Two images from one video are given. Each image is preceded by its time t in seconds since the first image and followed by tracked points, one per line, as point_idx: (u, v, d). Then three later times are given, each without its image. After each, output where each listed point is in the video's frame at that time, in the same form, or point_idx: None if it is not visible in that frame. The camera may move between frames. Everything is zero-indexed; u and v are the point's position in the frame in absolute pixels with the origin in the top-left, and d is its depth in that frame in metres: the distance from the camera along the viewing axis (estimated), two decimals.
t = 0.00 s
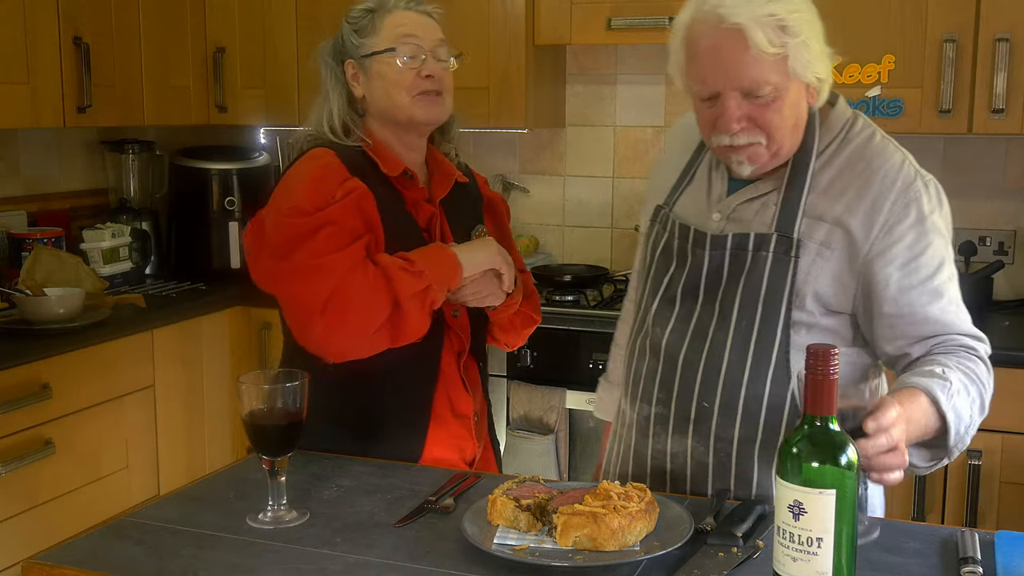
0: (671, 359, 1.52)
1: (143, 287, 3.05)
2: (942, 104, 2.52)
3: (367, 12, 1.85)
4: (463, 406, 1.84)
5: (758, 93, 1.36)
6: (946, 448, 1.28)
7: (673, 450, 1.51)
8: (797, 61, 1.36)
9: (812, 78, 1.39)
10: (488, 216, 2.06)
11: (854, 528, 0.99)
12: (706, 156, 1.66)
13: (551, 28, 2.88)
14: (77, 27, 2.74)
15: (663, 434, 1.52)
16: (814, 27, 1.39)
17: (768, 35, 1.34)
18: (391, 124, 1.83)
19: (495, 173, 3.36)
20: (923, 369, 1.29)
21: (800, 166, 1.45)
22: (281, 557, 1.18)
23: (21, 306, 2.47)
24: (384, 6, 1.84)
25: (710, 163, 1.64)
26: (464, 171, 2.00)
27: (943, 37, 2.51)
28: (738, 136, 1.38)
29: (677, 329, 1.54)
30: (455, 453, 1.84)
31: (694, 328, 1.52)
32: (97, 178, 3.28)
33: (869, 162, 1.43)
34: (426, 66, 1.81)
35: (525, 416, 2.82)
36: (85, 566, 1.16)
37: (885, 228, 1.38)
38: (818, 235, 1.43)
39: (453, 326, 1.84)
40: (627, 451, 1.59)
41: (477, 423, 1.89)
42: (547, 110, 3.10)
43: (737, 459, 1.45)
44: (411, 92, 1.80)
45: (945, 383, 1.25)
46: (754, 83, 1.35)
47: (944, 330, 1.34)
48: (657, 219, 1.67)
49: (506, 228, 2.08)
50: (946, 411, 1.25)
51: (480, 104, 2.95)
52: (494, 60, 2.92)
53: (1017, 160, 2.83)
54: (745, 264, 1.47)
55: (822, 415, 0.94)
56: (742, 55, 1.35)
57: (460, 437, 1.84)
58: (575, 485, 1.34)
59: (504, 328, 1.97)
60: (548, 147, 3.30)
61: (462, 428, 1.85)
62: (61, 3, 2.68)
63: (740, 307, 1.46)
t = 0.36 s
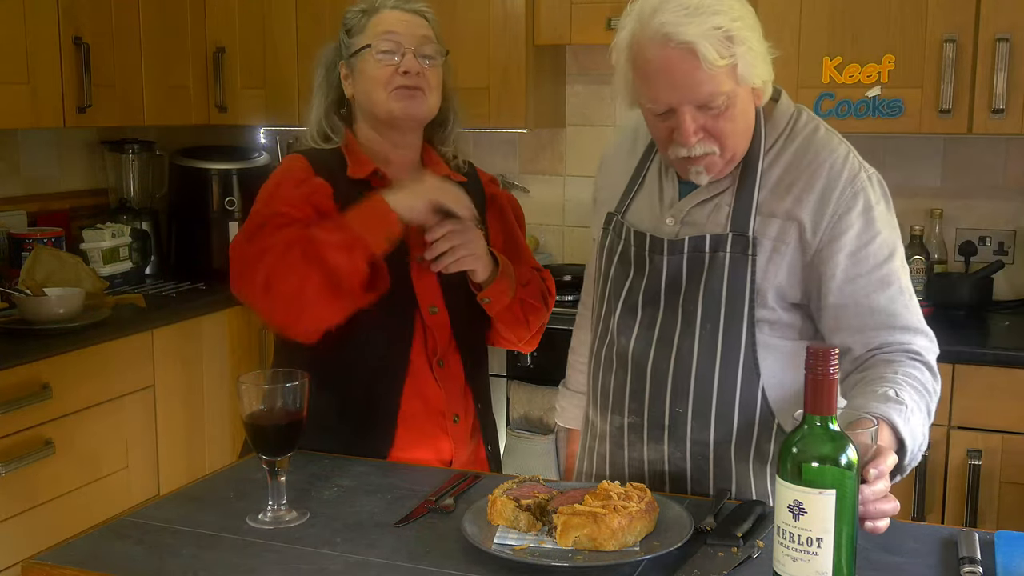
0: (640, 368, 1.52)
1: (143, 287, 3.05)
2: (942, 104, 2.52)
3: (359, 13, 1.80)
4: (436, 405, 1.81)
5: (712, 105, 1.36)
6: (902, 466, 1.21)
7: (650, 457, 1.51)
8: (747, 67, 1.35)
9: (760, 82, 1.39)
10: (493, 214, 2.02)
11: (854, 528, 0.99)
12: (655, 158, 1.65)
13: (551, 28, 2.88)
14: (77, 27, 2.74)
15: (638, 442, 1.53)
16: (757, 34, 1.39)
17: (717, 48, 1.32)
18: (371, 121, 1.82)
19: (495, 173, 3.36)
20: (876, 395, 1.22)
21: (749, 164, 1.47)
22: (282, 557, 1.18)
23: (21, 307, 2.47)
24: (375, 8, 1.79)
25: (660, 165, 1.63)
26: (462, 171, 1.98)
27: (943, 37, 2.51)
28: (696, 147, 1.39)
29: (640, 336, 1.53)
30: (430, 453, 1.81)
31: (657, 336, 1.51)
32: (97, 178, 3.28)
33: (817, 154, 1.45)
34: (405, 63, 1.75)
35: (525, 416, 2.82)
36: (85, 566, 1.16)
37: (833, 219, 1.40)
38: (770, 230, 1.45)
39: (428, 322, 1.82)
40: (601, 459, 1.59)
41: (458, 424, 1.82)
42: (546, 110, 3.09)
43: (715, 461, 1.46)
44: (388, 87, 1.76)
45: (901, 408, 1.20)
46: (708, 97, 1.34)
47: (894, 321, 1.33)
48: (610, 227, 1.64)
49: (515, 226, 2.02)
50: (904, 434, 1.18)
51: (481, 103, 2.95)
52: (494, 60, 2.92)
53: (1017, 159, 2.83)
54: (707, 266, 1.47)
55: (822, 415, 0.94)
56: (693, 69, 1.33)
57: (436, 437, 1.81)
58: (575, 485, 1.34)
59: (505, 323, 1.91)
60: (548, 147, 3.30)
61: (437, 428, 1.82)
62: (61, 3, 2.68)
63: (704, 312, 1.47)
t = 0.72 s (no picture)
0: (638, 364, 1.51)
1: (143, 287, 3.05)
2: (942, 104, 2.52)
3: (377, 18, 1.79)
4: (421, 399, 1.81)
5: (719, 98, 1.35)
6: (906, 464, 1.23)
7: (646, 454, 1.50)
8: (756, 63, 1.35)
9: (767, 80, 1.39)
10: (487, 203, 1.96)
11: (854, 528, 0.99)
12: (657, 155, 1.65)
13: (551, 28, 2.88)
14: (77, 27, 2.74)
15: (634, 440, 1.51)
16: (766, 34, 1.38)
17: (730, 40, 1.33)
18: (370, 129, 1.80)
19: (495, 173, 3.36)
20: (876, 394, 1.24)
21: (752, 162, 1.48)
22: (282, 557, 1.18)
23: (21, 306, 2.46)
24: (397, 17, 1.78)
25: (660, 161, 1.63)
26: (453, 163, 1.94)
27: (943, 37, 2.51)
28: (701, 138, 1.38)
29: (639, 332, 1.52)
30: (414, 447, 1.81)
31: (656, 333, 1.51)
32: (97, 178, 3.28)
33: (821, 152, 1.45)
34: (422, 91, 1.76)
35: (525, 416, 2.82)
36: (85, 566, 1.16)
37: (837, 217, 1.40)
38: (773, 227, 1.45)
39: (412, 316, 1.81)
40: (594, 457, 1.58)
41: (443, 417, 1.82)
42: (546, 110, 3.09)
43: (712, 459, 1.45)
44: (399, 112, 1.76)
45: (901, 407, 1.21)
46: (715, 88, 1.34)
47: (895, 320, 1.34)
48: (609, 223, 1.63)
49: (513, 215, 1.97)
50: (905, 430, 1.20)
51: (481, 103, 2.95)
52: (494, 60, 2.92)
53: (1017, 160, 2.83)
54: (708, 263, 1.47)
55: (822, 415, 0.94)
56: (702, 60, 1.33)
57: (422, 432, 1.81)
58: (575, 485, 1.34)
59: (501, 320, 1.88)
60: (548, 147, 3.29)
61: (422, 420, 1.81)
62: (61, 3, 2.68)
63: (705, 309, 1.46)
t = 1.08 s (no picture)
0: (667, 354, 1.50)
1: (143, 287, 3.05)
2: (942, 104, 2.52)
3: (367, 15, 1.79)
4: (416, 401, 1.80)
5: (759, 51, 1.40)
6: (916, 471, 1.29)
7: (669, 446, 1.49)
8: (799, 30, 1.41)
9: (807, 57, 1.43)
10: (487, 200, 1.95)
11: (854, 528, 0.99)
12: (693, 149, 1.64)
13: (551, 28, 2.88)
14: (77, 27, 2.74)
15: (659, 431, 1.50)
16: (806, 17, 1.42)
17: None
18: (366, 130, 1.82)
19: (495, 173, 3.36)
20: (878, 407, 1.29)
21: (787, 160, 1.48)
22: (281, 557, 1.18)
23: (21, 306, 2.46)
24: (387, 15, 1.79)
25: (696, 156, 1.62)
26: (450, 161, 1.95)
27: (943, 37, 2.51)
28: (736, 94, 1.40)
29: (669, 323, 1.51)
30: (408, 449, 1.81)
31: (687, 324, 1.49)
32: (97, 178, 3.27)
33: (861, 153, 1.45)
34: (416, 88, 1.77)
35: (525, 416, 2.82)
36: (85, 566, 1.16)
37: (874, 218, 1.40)
38: (808, 224, 1.45)
39: (406, 319, 1.81)
40: (617, 449, 1.56)
41: (437, 420, 1.82)
42: (546, 110, 3.09)
43: (738, 452, 1.44)
44: (394, 111, 1.77)
45: (899, 422, 1.26)
46: (756, 40, 1.39)
47: (924, 325, 1.35)
48: (643, 216, 1.62)
49: (512, 212, 1.95)
50: (905, 444, 1.26)
51: (481, 103, 2.95)
52: (494, 60, 2.92)
53: (1017, 160, 2.83)
54: (742, 256, 1.46)
55: (823, 415, 0.94)
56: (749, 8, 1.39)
57: (416, 433, 1.80)
58: (575, 485, 1.34)
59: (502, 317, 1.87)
60: (548, 146, 3.29)
61: (417, 424, 1.81)
62: (61, 3, 2.68)
63: (737, 301, 1.46)
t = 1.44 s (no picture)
0: (687, 339, 1.51)
1: (143, 287, 3.05)
2: (942, 104, 2.52)
3: (364, 14, 1.79)
4: (414, 403, 1.80)
5: (796, 44, 1.45)
6: (928, 476, 1.28)
7: (687, 430, 1.48)
8: (834, 28, 1.46)
9: (839, 55, 1.48)
10: (487, 200, 1.96)
11: (854, 528, 0.99)
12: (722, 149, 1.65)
13: (550, 28, 2.88)
14: (77, 27, 2.74)
15: (677, 415, 1.49)
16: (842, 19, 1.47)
17: None
18: (364, 129, 1.82)
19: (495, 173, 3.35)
20: (884, 414, 1.29)
21: (811, 152, 1.50)
22: (281, 557, 1.18)
23: (21, 306, 2.47)
24: (384, 13, 1.79)
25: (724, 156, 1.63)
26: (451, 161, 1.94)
27: (943, 37, 2.51)
28: (771, 85, 1.46)
29: (692, 309, 1.52)
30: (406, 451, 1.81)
31: (710, 308, 1.50)
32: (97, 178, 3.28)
33: (885, 147, 1.46)
34: (414, 86, 1.77)
35: (525, 417, 2.81)
36: (85, 566, 1.16)
37: (896, 209, 1.40)
38: (831, 214, 1.46)
39: (404, 321, 1.81)
40: (637, 437, 1.55)
41: (436, 422, 1.81)
42: (546, 110, 3.09)
43: (756, 434, 1.43)
44: (391, 109, 1.77)
45: (906, 430, 1.26)
46: (792, 34, 1.45)
47: (943, 323, 1.34)
48: (670, 211, 1.63)
49: (512, 213, 1.96)
50: (909, 451, 1.26)
51: (480, 104, 2.95)
52: (494, 60, 2.92)
53: (1017, 160, 2.83)
54: (764, 243, 1.48)
55: (823, 415, 0.94)
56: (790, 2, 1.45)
57: (414, 435, 1.80)
58: (575, 485, 1.34)
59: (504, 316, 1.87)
60: (548, 146, 3.30)
61: (414, 425, 1.80)
62: (61, 3, 2.68)
63: (758, 286, 1.46)
